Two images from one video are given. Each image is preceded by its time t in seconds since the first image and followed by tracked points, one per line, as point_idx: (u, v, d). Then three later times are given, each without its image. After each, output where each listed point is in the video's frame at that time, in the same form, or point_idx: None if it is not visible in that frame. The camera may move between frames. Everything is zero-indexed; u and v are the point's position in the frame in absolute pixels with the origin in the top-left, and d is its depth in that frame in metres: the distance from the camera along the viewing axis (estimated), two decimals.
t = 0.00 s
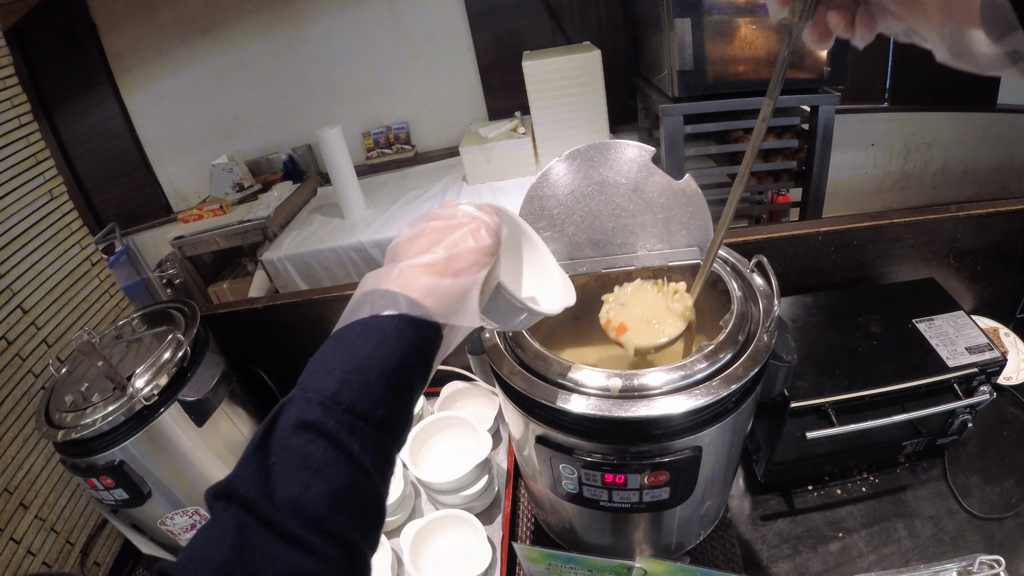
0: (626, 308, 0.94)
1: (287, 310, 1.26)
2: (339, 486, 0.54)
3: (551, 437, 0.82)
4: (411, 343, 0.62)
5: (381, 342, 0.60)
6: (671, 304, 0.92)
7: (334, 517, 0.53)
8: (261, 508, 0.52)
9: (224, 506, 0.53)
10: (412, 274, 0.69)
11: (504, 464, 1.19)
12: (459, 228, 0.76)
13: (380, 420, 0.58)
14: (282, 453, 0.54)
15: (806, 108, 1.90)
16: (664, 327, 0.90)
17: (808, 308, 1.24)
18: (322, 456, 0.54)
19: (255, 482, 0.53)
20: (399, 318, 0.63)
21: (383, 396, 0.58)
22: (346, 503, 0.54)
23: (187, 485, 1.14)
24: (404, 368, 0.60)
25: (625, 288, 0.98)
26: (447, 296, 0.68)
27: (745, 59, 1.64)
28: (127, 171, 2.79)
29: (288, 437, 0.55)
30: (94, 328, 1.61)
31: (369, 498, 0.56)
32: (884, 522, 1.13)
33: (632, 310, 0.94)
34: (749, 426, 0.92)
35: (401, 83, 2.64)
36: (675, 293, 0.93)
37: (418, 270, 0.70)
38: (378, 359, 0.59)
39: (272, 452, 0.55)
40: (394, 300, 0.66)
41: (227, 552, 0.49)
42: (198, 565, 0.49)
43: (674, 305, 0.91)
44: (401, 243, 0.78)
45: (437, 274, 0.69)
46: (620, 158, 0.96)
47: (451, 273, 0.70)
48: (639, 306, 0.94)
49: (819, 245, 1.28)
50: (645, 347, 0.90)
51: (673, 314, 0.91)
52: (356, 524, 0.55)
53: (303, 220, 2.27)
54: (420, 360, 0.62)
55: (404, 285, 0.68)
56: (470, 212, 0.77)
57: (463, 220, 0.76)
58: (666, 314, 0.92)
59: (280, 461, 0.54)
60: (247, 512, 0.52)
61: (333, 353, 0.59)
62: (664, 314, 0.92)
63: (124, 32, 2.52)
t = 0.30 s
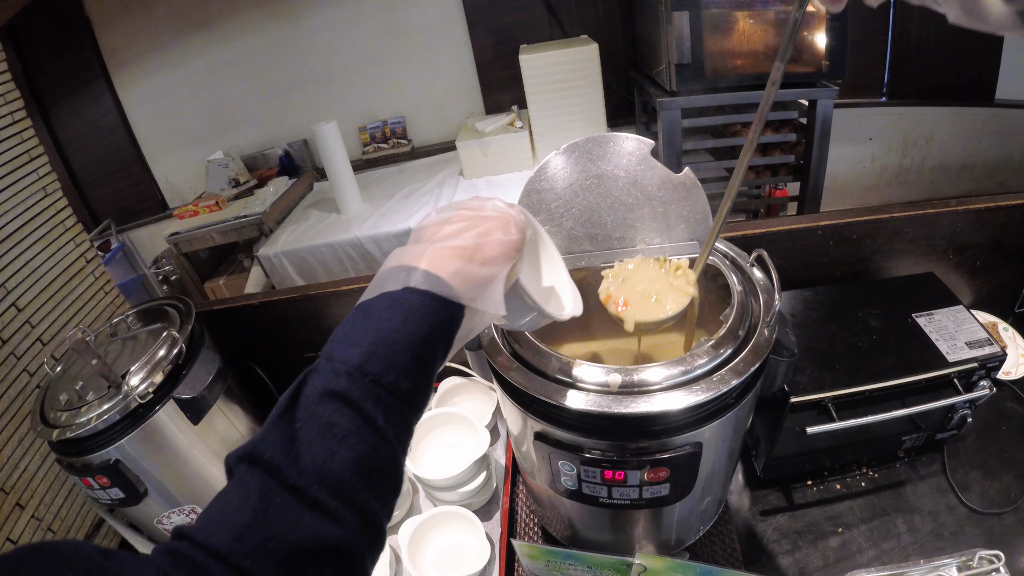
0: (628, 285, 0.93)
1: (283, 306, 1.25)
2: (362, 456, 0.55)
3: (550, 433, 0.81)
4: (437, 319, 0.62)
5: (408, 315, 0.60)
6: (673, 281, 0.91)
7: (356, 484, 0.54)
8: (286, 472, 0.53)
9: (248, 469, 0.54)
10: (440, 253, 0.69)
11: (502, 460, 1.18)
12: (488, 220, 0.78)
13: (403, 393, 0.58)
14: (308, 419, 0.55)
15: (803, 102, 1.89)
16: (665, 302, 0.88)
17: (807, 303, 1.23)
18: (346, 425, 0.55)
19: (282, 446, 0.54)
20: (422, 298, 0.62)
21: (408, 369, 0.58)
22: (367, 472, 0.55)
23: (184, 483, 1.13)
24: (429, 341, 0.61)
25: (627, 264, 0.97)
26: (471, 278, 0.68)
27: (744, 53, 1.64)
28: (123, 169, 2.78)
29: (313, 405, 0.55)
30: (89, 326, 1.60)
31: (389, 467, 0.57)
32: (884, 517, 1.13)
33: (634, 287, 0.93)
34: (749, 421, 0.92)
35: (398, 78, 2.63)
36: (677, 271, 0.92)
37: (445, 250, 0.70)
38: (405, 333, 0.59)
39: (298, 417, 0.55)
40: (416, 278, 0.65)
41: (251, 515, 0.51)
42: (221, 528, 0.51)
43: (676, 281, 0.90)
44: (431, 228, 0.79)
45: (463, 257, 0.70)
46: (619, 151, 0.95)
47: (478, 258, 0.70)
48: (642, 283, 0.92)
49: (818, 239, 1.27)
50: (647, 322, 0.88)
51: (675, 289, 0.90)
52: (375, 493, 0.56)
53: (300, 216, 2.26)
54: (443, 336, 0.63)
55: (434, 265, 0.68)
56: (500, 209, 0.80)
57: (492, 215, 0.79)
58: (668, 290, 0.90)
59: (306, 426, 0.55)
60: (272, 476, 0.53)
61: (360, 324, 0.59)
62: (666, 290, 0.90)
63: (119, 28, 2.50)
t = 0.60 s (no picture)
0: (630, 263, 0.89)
1: (276, 308, 1.24)
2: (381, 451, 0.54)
3: (547, 435, 0.81)
4: (453, 317, 0.63)
5: (427, 312, 0.61)
6: (676, 255, 0.86)
7: (373, 478, 0.54)
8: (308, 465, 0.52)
9: (267, 461, 0.52)
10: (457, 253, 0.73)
11: (500, 461, 1.17)
12: (501, 227, 0.82)
13: (421, 389, 0.58)
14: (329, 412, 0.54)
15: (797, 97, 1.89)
16: (670, 276, 0.83)
17: (804, 299, 1.23)
18: (365, 420, 0.54)
19: (301, 440, 0.53)
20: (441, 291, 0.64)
21: (426, 365, 0.59)
22: (384, 466, 0.54)
23: (180, 489, 1.12)
24: (445, 339, 0.61)
25: (626, 242, 0.94)
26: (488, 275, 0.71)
27: (737, 49, 1.64)
28: (116, 173, 2.76)
29: (332, 399, 0.55)
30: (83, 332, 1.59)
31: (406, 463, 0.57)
32: (883, 513, 1.12)
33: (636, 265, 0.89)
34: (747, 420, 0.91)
35: (391, 78, 2.62)
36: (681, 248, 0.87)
37: (461, 250, 0.74)
38: (423, 330, 0.59)
39: (317, 411, 0.55)
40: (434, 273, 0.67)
41: (270, 508, 0.49)
42: (240, 520, 0.49)
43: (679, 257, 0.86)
44: (447, 234, 0.82)
45: (480, 256, 0.73)
46: (613, 148, 0.96)
47: (493, 260, 0.74)
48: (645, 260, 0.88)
49: (814, 235, 1.27)
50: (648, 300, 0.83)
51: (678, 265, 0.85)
52: (391, 488, 0.56)
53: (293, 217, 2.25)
54: (459, 333, 0.64)
55: (450, 265, 0.71)
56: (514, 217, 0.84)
57: (506, 221, 0.83)
58: (671, 266, 0.86)
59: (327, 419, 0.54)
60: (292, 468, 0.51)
61: (378, 321, 0.60)
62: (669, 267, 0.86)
63: (109, 31, 2.49)
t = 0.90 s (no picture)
0: (596, 215, 0.87)
1: (271, 316, 1.23)
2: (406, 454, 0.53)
3: (541, 442, 0.80)
4: (468, 318, 0.63)
5: (438, 314, 0.61)
6: (647, 208, 0.86)
7: (398, 483, 0.52)
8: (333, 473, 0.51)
9: (289, 471, 0.51)
10: (465, 254, 0.76)
11: (496, 468, 1.17)
12: (500, 220, 0.85)
13: (440, 391, 0.58)
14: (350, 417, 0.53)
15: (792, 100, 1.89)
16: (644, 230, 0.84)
17: (800, 303, 1.23)
18: (384, 423, 0.53)
19: (325, 448, 0.52)
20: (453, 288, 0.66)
21: (442, 366, 0.59)
22: (408, 470, 0.53)
23: (176, 498, 1.12)
24: (460, 340, 0.61)
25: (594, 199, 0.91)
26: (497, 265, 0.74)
27: (732, 53, 1.64)
28: (112, 179, 2.76)
29: (352, 406, 0.54)
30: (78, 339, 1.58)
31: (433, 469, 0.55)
32: (881, 516, 1.12)
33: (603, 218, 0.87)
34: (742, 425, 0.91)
35: (387, 82, 2.62)
36: (651, 199, 0.88)
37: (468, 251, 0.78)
38: (434, 331, 0.60)
39: (337, 420, 0.54)
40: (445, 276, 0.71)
41: (295, 516, 0.48)
42: (267, 535, 0.47)
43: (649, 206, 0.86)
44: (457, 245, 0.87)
45: (487, 251, 0.76)
46: (607, 153, 0.96)
47: (497, 247, 0.77)
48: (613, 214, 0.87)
49: (810, 239, 1.27)
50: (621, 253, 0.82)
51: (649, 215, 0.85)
52: (419, 494, 0.54)
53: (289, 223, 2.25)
54: (476, 334, 0.64)
55: (458, 264, 0.75)
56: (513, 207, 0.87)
57: (506, 214, 0.86)
58: (643, 217, 0.86)
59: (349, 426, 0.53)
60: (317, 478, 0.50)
61: (393, 331, 0.61)
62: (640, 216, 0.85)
63: (104, 36, 2.49)
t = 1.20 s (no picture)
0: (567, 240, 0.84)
1: (269, 324, 1.24)
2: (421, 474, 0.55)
3: (540, 449, 0.80)
4: (478, 329, 0.63)
5: (447, 327, 0.62)
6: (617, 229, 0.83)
7: (412, 501, 0.53)
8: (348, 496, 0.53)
9: (304, 493, 0.54)
10: (470, 265, 0.78)
11: (495, 474, 1.17)
12: (501, 226, 0.86)
13: (454, 408, 0.58)
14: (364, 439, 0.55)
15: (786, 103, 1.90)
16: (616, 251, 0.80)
17: (796, 307, 1.23)
18: (395, 442, 0.54)
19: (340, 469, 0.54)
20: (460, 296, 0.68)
21: (454, 381, 0.59)
22: (422, 488, 0.54)
23: (176, 506, 1.12)
24: (472, 353, 0.61)
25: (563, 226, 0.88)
26: (501, 271, 0.75)
27: (726, 57, 1.65)
28: (110, 187, 2.76)
29: (364, 426, 0.56)
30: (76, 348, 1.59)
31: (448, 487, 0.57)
32: (880, 517, 1.12)
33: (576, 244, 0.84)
34: (739, 428, 0.92)
35: (384, 89, 2.63)
36: (621, 218, 0.85)
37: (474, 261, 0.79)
38: (444, 346, 0.60)
39: (349, 440, 0.56)
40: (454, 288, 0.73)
41: (312, 538, 0.49)
42: (285, 556, 0.49)
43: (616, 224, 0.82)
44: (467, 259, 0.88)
45: (490, 259, 0.78)
46: (603, 159, 0.97)
47: (500, 251, 0.78)
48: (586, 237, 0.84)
49: (805, 242, 1.27)
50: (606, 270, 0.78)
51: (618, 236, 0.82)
52: (434, 511, 0.55)
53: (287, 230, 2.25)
54: (488, 347, 0.64)
55: (465, 276, 0.76)
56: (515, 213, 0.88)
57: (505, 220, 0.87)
58: (614, 237, 0.83)
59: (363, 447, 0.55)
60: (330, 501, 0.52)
61: (405, 349, 0.62)
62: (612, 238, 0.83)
63: (102, 46, 2.50)
